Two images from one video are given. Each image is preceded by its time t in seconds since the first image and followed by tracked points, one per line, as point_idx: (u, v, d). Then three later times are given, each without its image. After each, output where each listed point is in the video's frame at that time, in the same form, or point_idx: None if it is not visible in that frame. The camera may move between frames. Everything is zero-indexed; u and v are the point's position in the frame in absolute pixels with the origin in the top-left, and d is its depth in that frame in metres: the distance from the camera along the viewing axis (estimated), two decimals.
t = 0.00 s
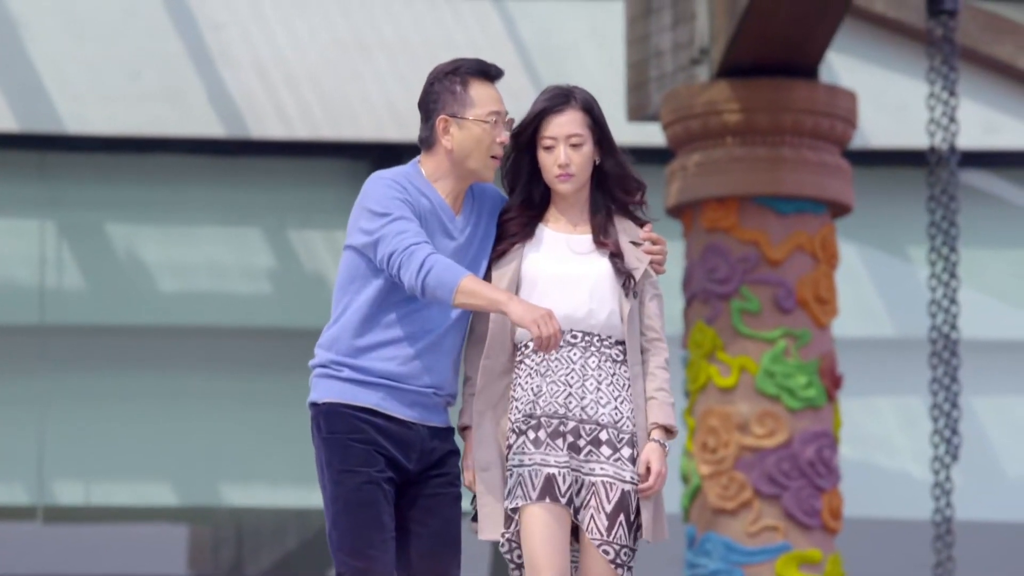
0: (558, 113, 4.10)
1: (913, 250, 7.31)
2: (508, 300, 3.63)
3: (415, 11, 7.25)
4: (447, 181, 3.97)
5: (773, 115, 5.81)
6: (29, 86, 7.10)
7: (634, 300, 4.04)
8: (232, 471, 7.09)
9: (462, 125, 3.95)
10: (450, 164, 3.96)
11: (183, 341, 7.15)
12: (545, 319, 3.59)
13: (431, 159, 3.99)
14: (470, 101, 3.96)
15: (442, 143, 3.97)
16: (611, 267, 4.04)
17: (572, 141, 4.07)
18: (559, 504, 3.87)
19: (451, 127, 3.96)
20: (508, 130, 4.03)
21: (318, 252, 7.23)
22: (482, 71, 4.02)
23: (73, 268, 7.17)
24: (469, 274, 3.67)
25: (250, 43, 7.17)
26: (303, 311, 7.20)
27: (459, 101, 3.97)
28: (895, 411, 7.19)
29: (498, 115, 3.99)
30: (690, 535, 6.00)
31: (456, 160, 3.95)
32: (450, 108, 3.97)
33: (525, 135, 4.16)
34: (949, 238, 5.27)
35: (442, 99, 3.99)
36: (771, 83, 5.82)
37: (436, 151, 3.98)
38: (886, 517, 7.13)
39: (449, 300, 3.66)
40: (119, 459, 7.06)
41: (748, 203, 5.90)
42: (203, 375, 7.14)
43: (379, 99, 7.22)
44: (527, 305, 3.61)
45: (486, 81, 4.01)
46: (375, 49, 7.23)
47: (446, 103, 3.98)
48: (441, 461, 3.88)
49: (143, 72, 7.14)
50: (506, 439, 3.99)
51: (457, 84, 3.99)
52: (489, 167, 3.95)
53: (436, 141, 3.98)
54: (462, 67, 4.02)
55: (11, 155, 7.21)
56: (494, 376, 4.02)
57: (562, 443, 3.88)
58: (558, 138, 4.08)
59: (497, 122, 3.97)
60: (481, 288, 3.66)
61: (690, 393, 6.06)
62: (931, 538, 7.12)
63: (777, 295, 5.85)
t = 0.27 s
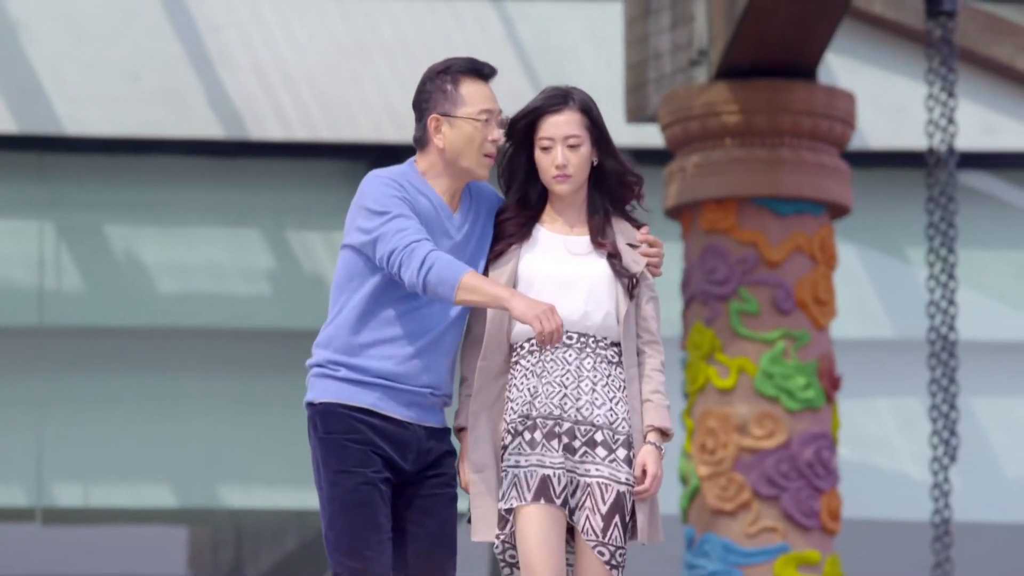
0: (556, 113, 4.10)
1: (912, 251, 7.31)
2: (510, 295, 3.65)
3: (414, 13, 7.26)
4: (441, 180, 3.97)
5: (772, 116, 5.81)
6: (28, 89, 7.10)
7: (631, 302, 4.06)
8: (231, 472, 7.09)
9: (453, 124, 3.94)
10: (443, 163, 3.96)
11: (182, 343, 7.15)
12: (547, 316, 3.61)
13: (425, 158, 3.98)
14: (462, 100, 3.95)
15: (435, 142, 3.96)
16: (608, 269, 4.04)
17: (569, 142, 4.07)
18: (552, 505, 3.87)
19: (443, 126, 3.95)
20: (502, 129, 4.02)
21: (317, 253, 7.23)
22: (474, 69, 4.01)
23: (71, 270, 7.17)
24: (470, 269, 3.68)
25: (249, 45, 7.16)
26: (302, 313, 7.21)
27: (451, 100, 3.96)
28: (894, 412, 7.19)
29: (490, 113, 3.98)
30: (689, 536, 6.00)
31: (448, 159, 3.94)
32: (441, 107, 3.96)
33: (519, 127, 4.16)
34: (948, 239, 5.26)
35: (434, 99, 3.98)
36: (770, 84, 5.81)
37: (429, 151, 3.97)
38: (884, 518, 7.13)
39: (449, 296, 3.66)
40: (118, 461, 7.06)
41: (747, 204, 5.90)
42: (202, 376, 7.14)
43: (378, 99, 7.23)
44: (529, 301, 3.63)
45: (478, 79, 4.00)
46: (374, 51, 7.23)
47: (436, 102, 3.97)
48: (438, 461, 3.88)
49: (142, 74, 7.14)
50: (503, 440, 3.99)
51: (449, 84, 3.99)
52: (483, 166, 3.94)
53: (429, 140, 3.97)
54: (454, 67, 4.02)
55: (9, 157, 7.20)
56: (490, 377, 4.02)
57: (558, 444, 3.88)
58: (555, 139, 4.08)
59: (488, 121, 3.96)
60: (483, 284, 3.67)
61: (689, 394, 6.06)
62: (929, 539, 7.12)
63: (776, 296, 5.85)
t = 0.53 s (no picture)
0: (551, 114, 4.13)
1: (910, 255, 7.31)
2: (592, 251, 3.80)
3: (412, 16, 7.27)
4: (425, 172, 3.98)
5: (770, 119, 5.81)
6: (27, 93, 7.10)
7: (625, 305, 4.11)
8: (230, 475, 7.09)
9: (432, 119, 3.94)
10: (426, 157, 3.97)
11: (181, 346, 7.15)
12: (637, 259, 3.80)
13: (407, 153, 3.99)
14: (440, 94, 3.95)
15: (415, 138, 3.97)
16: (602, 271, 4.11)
17: (564, 143, 4.11)
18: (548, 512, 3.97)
19: (423, 121, 3.95)
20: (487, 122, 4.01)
21: (315, 255, 7.23)
22: (455, 64, 4.00)
23: (70, 274, 7.16)
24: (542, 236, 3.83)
25: (248, 46, 7.18)
26: (300, 315, 7.21)
27: (431, 96, 3.96)
28: (892, 417, 7.19)
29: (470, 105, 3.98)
30: (687, 539, 5.99)
31: (430, 155, 3.95)
32: (421, 103, 3.96)
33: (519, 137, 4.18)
34: (946, 241, 5.25)
35: (414, 95, 3.98)
36: (768, 87, 5.82)
37: (410, 144, 3.98)
38: (881, 521, 7.13)
39: (524, 266, 3.80)
40: (116, 464, 7.06)
41: (745, 208, 5.89)
42: (201, 379, 7.13)
43: (376, 100, 7.23)
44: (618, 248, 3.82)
45: (460, 74, 3.99)
46: (372, 53, 7.24)
47: (417, 98, 3.97)
48: (425, 461, 3.88)
49: (140, 77, 7.14)
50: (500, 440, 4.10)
51: (427, 79, 3.98)
52: (461, 160, 3.95)
53: (410, 135, 3.97)
54: (433, 63, 4.00)
55: (7, 160, 7.20)
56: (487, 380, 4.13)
57: (554, 447, 3.98)
58: (551, 140, 4.12)
59: (466, 113, 3.94)
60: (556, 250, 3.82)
61: (687, 397, 6.05)
62: (927, 543, 7.12)
63: (774, 299, 5.85)
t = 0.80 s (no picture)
0: (534, 108, 4.18)
1: (908, 253, 7.31)
2: (565, 241, 3.86)
3: (409, 15, 7.28)
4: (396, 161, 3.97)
5: (768, 117, 5.82)
6: (27, 92, 7.10)
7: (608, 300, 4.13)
8: (229, 474, 7.09)
9: (404, 110, 3.94)
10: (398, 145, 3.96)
11: (179, 345, 7.15)
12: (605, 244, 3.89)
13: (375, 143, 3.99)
14: (413, 85, 3.95)
15: (385, 127, 3.96)
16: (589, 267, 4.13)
17: (545, 136, 4.14)
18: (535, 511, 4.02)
19: (395, 112, 3.95)
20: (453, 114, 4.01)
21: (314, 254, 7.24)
22: (426, 55, 4.01)
23: (69, 273, 7.16)
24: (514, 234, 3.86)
25: (247, 45, 7.18)
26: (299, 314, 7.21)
27: (402, 86, 3.95)
28: (891, 416, 7.19)
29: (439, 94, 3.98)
30: (685, 538, 5.99)
31: (402, 145, 3.95)
32: (392, 93, 3.95)
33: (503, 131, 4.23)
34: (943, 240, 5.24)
35: (385, 84, 3.97)
36: (767, 86, 5.83)
37: (380, 135, 3.98)
38: (878, 519, 7.14)
39: (501, 267, 3.83)
40: (115, 463, 7.06)
41: (742, 207, 5.90)
42: (199, 378, 7.14)
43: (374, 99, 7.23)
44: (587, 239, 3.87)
45: (431, 66, 4.00)
46: (370, 52, 7.24)
47: (388, 88, 3.96)
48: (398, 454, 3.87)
49: (139, 76, 7.15)
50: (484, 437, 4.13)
51: (399, 69, 3.98)
52: (434, 150, 3.96)
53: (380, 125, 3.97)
54: (405, 54, 4.01)
55: (6, 160, 7.19)
56: (472, 375, 4.16)
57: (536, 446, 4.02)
58: (531, 133, 4.16)
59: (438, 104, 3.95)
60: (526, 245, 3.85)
61: (685, 396, 6.05)
62: (925, 542, 7.12)
63: (771, 298, 5.85)
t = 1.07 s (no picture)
0: (530, 105, 4.58)
1: (918, 254, 7.30)
2: (518, 281, 4.19)
3: (417, 17, 7.28)
4: (372, 160, 4.28)
5: (777, 119, 5.82)
6: (37, 95, 7.10)
7: (602, 303, 4.47)
8: (238, 476, 7.11)
9: (396, 114, 4.26)
10: (380, 146, 4.27)
11: (188, 347, 7.17)
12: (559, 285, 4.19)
13: (360, 138, 4.27)
14: (406, 92, 4.28)
15: (375, 128, 4.26)
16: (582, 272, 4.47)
17: (536, 133, 4.54)
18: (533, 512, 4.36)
19: (387, 114, 4.26)
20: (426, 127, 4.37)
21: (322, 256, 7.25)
22: (415, 63, 4.33)
23: (78, 275, 7.16)
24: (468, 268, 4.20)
25: (254, 47, 7.19)
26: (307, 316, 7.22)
27: (394, 91, 4.27)
28: (900, 418, 7.19)
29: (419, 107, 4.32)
30: (694, 540, 5.98)
31: (387, 145, 4.27)
32: (386, 96, 4.26)
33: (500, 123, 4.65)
34: (953, 240, 5.24)
35: (375, 86, 4.27)
36: (775, 87, 5.84)
37: (365, 132, 4.26)
38: (886, 521, 7.15)
39: (451, 297, 4.14)
40: (124, 464, 7.08)
41: (752, 208, 5.89)
42: (208, 380, 7.16)
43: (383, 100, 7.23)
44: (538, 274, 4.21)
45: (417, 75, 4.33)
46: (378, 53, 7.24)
47: (382, 91, 4.27)
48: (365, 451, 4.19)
49: (148, 79, 7.15)
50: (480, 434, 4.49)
51: (392, 73, 4.29)
52: (412, 155, 4.31)
53: (367, 123, 4.26)
54: (397, 57, 4.32)
55: (15, 162, 7.18)
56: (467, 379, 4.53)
57: (527, 446, 4.35)
58: (525, 131, 4.56)
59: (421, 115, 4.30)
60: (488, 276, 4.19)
61: (694, 397, 6.04)
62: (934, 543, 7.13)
63: (781, 300, 5.85)
